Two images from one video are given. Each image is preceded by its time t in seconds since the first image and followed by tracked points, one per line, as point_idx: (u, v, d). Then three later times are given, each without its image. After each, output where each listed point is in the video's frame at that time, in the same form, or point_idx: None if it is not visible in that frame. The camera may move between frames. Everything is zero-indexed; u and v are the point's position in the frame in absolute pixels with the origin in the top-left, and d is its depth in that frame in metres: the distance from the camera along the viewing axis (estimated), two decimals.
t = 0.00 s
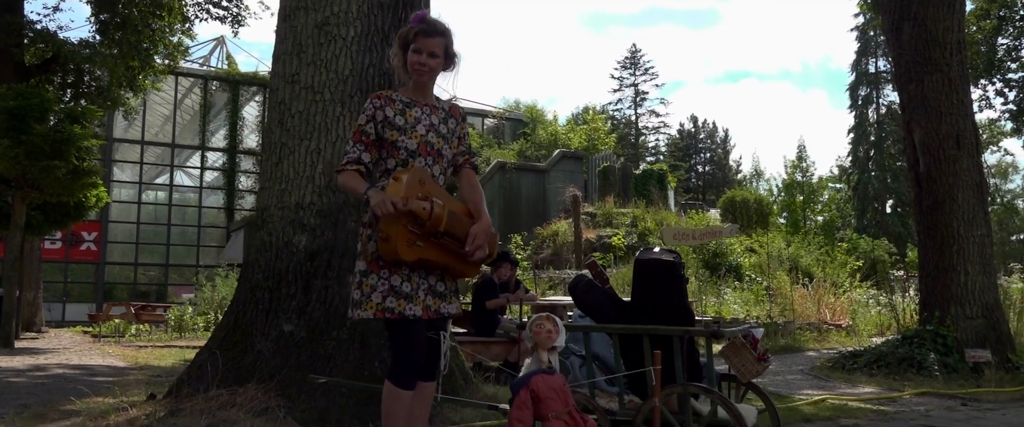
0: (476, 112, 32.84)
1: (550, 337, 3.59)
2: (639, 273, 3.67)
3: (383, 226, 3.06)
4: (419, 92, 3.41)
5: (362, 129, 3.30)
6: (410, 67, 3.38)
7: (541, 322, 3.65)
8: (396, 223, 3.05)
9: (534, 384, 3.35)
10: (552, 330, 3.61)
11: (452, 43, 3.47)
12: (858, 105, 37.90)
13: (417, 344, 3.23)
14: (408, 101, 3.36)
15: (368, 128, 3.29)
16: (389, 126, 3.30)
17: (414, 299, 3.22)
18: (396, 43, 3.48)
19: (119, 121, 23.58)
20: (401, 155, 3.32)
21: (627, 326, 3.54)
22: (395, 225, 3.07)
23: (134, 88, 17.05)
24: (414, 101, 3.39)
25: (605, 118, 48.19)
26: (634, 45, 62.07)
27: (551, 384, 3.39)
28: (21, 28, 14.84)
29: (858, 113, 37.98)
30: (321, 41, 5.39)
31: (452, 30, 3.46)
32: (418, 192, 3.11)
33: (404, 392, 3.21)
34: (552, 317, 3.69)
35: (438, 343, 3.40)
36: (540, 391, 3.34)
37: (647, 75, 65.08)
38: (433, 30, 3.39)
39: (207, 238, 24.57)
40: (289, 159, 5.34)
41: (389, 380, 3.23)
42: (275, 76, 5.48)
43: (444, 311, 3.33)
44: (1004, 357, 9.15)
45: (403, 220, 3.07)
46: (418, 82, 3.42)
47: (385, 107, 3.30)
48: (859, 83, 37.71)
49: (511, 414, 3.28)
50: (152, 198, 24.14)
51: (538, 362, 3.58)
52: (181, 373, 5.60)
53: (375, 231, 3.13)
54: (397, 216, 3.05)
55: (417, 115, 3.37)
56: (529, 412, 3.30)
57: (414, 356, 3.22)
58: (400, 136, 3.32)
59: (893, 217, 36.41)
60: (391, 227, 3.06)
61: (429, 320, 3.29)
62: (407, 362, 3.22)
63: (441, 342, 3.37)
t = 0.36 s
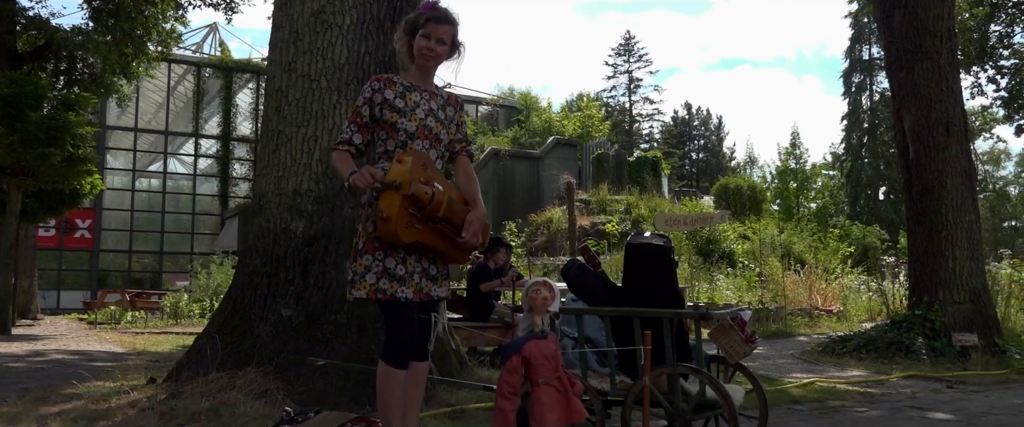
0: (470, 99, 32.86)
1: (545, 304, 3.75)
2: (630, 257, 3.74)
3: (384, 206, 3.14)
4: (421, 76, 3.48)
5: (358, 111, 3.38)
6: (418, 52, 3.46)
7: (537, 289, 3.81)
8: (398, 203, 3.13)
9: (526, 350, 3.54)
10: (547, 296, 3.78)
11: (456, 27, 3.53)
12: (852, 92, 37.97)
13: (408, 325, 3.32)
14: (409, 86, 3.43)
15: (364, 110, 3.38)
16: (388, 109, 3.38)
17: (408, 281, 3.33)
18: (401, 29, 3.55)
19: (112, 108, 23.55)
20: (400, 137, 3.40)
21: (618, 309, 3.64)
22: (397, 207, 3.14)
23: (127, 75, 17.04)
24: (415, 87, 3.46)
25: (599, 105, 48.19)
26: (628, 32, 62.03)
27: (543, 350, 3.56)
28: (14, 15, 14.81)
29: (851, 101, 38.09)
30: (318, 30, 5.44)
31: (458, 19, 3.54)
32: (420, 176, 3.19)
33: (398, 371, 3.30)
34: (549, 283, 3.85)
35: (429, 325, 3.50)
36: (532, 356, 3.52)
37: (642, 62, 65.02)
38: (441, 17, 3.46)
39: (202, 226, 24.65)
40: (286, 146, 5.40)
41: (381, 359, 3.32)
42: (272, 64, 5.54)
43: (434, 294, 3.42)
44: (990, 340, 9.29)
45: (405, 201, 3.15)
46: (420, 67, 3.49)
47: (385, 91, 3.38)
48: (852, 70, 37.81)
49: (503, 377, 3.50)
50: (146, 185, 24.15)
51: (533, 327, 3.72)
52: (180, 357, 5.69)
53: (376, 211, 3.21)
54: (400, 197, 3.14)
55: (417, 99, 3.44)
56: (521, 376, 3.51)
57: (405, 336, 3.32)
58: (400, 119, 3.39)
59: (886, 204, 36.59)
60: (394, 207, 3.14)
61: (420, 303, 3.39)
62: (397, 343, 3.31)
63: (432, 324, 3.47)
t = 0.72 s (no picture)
0: (466, 91, 32.88)
1: (532, 278, 3.72)
2: (614, 247, 3.79)
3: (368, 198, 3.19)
4: (403, 66, 3.52)
5: (348, 102, 3.42)
6: (403, 45, 3.49)
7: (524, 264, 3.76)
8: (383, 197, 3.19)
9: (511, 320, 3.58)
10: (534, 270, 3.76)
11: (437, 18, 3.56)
12: (848, 83, 38.03)
13: (392, 312, 3.38)
14: (393, 79, 3.48)
15: (354, 101, 3.41)
16: (373, 101, 3.42)
17: (391, 270, 3.39)
18: (381, 17, 3.56)
19: (107, 100, 23.53)
20: (385, 130, 3.45)
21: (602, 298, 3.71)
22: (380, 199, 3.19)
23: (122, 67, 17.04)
24: (398, 78, 3.51)
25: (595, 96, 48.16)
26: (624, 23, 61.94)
27: (525, 322, 3.62)
28: (8, 7, 14.82)
29: (847, 91, 38.13)
30: (308, 22, 5.48)
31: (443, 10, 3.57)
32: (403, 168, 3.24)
33: (378, 359, 3.35)
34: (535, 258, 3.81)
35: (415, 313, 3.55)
36: (518, 329, 3.58)
37: (639, 53, 64.93)
38: (416, 8, 3.48)
39: (198, 218, 24.70)
40: (278, 137, 5.46)
41: (365, 347, 3.38)
42: (263, 56, 5.58)
43: (418, 282, 3.48)
44: (978, 329, 9.38)
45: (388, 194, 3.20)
46: (403, 57, 3.53)
47: (370, 83, 3.42)
48: (848, 61, 37.83)
49: (486, 344, 3.53)
50: (142, 177, 24.16)
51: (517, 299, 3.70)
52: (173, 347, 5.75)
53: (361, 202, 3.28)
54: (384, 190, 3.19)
55: (400, 91, 3.49)
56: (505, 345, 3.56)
57: (388, 324, 3.37)
58: (384, 111, 3.44)
59: (881, 195, 36.76)
60: (377, 200, 3.21)
61: (403, 291, 3.44)
62: (380, 329, 3.37)
63: (417, 312, 3.50)
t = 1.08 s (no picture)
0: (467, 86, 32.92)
1: (511, 275, 3.76)
2: (597, 241, 3.82)
3: (352, 193, 3.23)
4: (389, 63, 3.54)
5: (327, 101, 3.49)
6: (388, 41, 3.50)
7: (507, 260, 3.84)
8: (367, 191, 3.22)
9: (490, 315, 3.62)
10: (515, 268, 3.79)
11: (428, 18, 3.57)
12: (849, 77, 37.99)
13: (375, 307, 3.41)
14: (377, 75, 3.50)
15: (333, 100, 3.48)
16: (357, 99, 3.47)
17: (376, 265, 3.41)
18: (367, 12, 3.54)
19: (108, 96, 23.58)
20: (369, 127, 3.49)
21: (587, 292, 3.74)
22: (365, 192, 3.23)
23: (121, 62, 17.05)
24: (384, 75, 3.53)
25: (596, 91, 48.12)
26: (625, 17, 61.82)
27: (505, 317, 3.63)
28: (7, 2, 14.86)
29: (849, 85, 38.12)
30: (300, 18, 5.52)
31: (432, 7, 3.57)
32: (387, 163, 3.28)
33: (364, 353, 3.38)
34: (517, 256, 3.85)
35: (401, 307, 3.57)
36: (495, 324, 3.60)
37: (641, 48, 64.83)
38: (412, 7, 3.48)
39: (199, 213, 24.75)
40: (270, 133, 5.50)
41: (351, 341, 3.41)
42: (255, 52, 5.62)
43: (405, 276, 3.50)
44: (972, 324, 9.40)
45: (372, 188, 3.24)
46: (390, 53, 3.55)
47: (353, 81, 3.46)
48: (850, 55, 37.78)
49: (467, 339, 3.60)
50: (143, 173, 24.22)
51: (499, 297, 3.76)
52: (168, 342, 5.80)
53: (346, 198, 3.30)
54: (368, 183, 3.23)
55: (385, 88, 3.52)
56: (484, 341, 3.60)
57: (371, 318, 3.40)
58: (369, 108, 3.48)
59: (883, 189, 36.83)
60: (362, 194, 3.23)
61: (389, 286, 3.46)
62: (364, 323, 3.40)
63: (400, 306, 3.53)
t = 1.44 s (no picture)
0: (481, 82, 33.06)
1: (505, 291, 3.76)
2: (597, 237, 3.82)
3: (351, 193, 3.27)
4: (390, 62, 3.56)
5: (335, 100, 3.48)
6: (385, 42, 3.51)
7: (498, 276, 3.81)
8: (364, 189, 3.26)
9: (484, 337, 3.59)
10: (508, 284, 3.78)
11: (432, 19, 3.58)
12: (867, 71, 37.77)
13: (382, 302, 3.43)
14: (379, 74, 3.53)
15: (341, 99, 3.48)
16: (360, 98, 3.49)
17: (380, 261, 3.44)
18: (368, 12, 3.55)
19: (125, 94, 23.75)
20: (371, 126, 3.52)
21: (589, 288, 3.75)
22: (365, 193, 3.28)
23: (137, 60, 17.18)
24: (385, 74, 3.56)
25: (611, 87, 48.06)
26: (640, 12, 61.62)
27: (502, 335, 3.61)
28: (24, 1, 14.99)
29: (867, 80, 37.94)
30: (307, 17, 5.56)
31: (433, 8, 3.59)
32: (385, 161, 3.31)
33: (371, 350, 3.41)
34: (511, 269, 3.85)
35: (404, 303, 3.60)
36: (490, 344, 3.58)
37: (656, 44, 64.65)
38: (416, 11, 3.48)
39: (215, 210, 24.93)
40: (278, 131, 5.55)
41: (357, 337, 3.43)
42: (264, 51, 5.66)
43: (409, 273, 3.53)
44: (985, 320, 9.35)
45: (370, 187, 3.28)
46: (391, 53, 3.57)
47: (356, 80, 3.48)
48: (868, 49, 37.57)
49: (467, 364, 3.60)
50: (160, 170, 24.39)
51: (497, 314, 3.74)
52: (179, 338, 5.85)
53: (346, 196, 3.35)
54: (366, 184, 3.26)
55: (387, 87, 3.55)
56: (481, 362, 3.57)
57: (378, 314, 3.42)
58: (371, 108, 3.51)
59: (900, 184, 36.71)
60: (361, 193, 3.27)
61: (394, 281, 3.50)
62: (370, 319, 3.42)
63: (406, 301, 3.57)
